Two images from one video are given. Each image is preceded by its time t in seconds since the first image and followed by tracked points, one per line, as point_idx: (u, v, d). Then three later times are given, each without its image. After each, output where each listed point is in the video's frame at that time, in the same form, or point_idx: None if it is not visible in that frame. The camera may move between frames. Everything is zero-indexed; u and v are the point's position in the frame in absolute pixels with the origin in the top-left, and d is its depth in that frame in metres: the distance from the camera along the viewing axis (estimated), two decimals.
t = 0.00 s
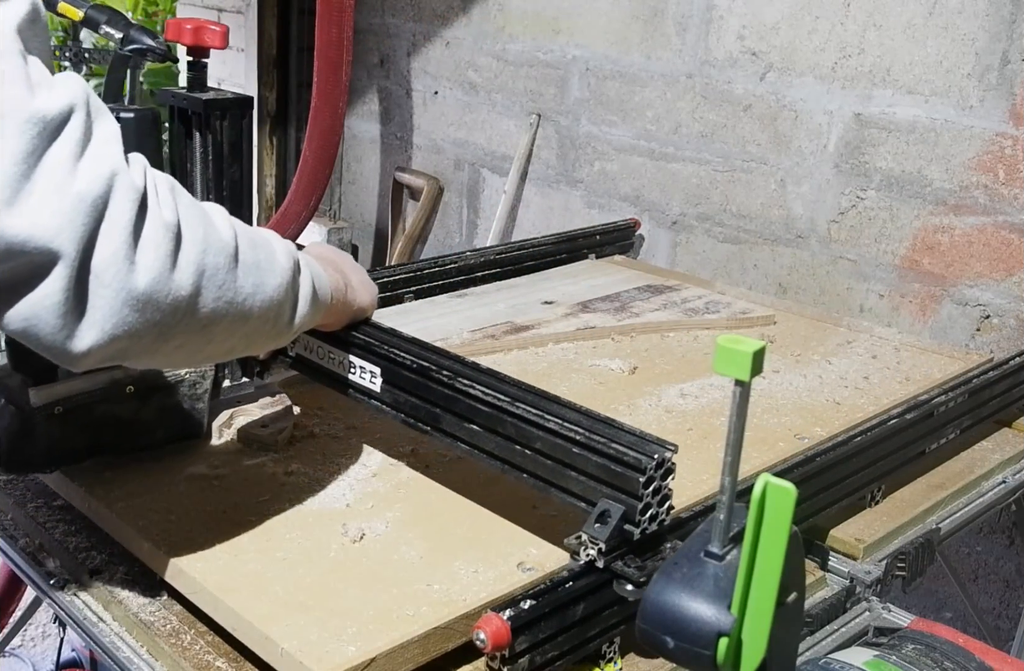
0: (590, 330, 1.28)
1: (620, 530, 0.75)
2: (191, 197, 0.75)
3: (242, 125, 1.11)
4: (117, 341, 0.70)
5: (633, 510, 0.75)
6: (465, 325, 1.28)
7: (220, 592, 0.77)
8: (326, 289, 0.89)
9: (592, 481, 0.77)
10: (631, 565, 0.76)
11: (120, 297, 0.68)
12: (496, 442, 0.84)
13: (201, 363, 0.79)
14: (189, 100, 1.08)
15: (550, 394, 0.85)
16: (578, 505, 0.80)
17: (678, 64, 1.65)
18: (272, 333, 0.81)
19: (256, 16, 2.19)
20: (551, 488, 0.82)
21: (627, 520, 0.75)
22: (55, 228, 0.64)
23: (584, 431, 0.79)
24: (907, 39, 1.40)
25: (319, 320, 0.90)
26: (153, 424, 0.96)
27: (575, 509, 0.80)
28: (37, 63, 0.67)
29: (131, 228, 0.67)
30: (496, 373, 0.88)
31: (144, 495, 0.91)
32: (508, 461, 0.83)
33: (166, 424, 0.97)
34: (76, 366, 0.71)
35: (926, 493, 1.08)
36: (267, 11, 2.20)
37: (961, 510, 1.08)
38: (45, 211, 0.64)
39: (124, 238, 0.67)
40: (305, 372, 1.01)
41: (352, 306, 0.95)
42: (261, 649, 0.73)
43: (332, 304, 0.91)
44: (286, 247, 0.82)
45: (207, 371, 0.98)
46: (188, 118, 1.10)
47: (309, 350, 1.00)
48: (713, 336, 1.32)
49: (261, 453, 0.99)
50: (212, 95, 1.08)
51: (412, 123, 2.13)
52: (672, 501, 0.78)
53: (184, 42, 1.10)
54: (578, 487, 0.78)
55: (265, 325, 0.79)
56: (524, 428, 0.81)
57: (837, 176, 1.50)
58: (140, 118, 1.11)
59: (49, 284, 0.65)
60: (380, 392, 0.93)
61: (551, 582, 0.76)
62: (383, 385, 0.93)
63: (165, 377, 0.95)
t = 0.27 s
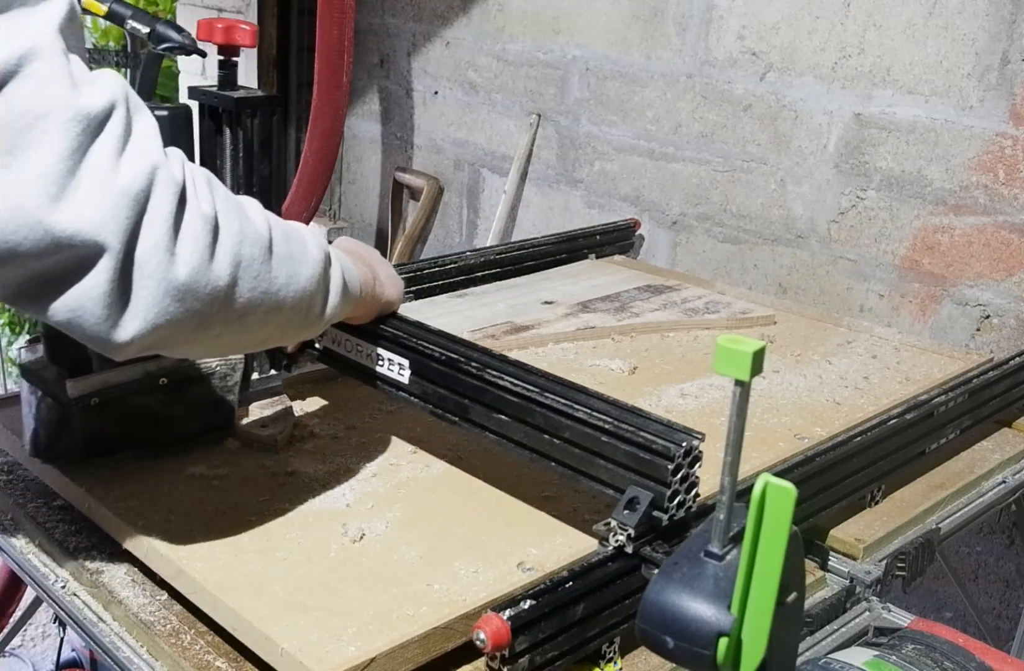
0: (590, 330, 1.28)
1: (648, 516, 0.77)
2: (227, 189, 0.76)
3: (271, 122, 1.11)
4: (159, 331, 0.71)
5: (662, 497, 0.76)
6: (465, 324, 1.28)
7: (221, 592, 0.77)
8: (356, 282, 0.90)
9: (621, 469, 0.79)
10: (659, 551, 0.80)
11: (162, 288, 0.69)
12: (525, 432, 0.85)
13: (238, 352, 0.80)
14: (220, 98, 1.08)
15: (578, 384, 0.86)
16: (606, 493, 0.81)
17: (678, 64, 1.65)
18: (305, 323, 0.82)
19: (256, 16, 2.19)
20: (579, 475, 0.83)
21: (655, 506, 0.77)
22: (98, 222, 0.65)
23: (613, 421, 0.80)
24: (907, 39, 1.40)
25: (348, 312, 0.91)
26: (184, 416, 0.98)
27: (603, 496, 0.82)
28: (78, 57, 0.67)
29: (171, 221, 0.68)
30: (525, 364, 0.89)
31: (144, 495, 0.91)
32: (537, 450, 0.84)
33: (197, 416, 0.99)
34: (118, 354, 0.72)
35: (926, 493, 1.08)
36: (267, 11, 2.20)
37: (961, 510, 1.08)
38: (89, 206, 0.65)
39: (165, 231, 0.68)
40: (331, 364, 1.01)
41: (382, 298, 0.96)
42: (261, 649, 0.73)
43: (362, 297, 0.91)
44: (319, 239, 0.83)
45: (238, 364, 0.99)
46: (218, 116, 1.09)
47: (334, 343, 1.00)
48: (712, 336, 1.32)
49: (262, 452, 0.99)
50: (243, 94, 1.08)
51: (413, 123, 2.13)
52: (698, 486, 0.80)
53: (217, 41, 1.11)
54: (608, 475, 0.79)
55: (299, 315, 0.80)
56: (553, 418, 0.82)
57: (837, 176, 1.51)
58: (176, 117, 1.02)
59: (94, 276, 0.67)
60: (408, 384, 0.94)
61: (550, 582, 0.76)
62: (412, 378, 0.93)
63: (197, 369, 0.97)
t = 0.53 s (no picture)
0: (590, 330, 1.28)
1: (687, 498, 0.77)
2: (277, 184, 0.77)
3: (312, 118, 1.09)
4: (215, 322, 0.72)
5: (700, 478, 0.77)
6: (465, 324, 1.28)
7: (221, 592, 0.77)
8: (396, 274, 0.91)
9: (659, 452, 0.79)
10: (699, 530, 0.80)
11: (220, 280, 0.70)
12: (563, 417, 0.86)
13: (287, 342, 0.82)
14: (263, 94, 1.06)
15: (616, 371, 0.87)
16: (645, 477, 0.81)
17: (678, 64, 1.65)
18: (351, 314, 0.83)
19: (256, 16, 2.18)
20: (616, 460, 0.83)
21: (694, 488, 0.77)
22: (160, 218, 0.67)
23: (651, 405, 0.81)
24: (907, 39, 1.40)
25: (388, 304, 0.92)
26: (230, 400, 1.01)
27: (641, 480, 0.82)
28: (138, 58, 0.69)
29: (228, 215, 0.70)
30: (563, 352, 0.90)
31: (145, 494, 0.91)
32: (573, 434, 0.85)
33: (241, 400, 1.02)
34: (176, 345, 0.74)
35: (926, 493, 1.08)
36: (268, 11, 2.20)
37: (961, 510, 1.08)
38: (152, 203, 0.67)
39: (222, 225, 0.70)
40: (371, 354, 1.03)
41: (418, 289, 0.96)
42: (261, 649, 0.73)
43: (400, 288, 0.92)
44: (363, 231, 0.84)
45: (278, 353, 1.02)
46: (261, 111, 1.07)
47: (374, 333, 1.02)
48: (712, 336, 1.32)
49: (262, 452, 0.99)
50: (285, 90, 1.06)
51: (413, 123, 2.13)
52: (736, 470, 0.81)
53: (262, 41, 1.06)
54: (647, 458, 0.80)
55: (346, 306, 0.81)
56: (591, 403, 0.83)
57: (837, 177, 1.50)
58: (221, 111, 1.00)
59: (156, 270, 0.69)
60: (447, 373, 0.95)
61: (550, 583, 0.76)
62: (450, 366, 0.94)
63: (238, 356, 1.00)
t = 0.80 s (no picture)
0: (590, 331, 1.28)
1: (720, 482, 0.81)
2: (322, 184, 0.80)
3: (349, 114, 1.13)
4: (267, 320, 0.75)
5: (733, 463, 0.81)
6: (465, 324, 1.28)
7: (222, 592, 0.77)
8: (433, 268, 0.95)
9: (694, 437, 0.84)
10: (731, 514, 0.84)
11: (274, 280, 0.73)
12: (599, 405, 0.90)
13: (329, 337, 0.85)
14: (299, 92, 1.11)
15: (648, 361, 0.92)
16: (678, 462, 0.86)
17: (678, 64, 1.65)
18: (390, 308, 0.86)
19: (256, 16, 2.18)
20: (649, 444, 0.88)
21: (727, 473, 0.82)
22: (219, 221, 0.70)
23: (685, 393, 0.85)
24: (907, 39, 1.40)
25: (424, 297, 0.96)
26: (269, 390, 1.03)
27: (675, 465, 0.87)
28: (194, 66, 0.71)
29: (281, 217, 0.73)
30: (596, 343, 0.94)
31: (145, 494, 0.91)
32: (607, 421, 0.90)
33: (278, 389, 1.04)
34: (229, 342, 0.76)
35: (926, 493, 1.08)
36: (267, 11, 2.20)
37: (961, 510, 1.08)
38: (212, 207, 0.69)
39: (276, 227, 0.73)
40: (404, 345, 1.07)
41: (453, 283, 1.01)
42: (261, 649, 0.73)
43: (437, 282, 0.97)
44: (401, 229, 0.87)
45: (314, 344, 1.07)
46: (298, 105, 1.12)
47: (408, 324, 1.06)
48: (712, 336, 1.32)
49: (262, 452, 0.99)
50: (322, 88, 1.11)
51: (413, 123, 2.13)
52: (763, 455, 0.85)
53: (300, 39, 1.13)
54: (681, 444, 0.85)
55: (387, 301, 0.85)
56: (627, 392, 0.88)
57: (837, 177, 1.51)
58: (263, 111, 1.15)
59: (213, 272, 0.71)
60: (482, 363, 0.99)
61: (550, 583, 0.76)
62: (485, 357, 0.99)
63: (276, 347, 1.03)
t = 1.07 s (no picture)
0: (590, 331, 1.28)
1: (754, 466, 0.83)
2: (368, 182, 0.84)
3: (385, 111, 1.15)
4: (319, 313, 0.79)
5: (766, 448, 0.82)
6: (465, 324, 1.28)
7: (222, 591, 0.77)
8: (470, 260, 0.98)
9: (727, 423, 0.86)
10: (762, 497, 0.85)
11: (326, 275, 0.77)
12: (631, 392, 0.92)
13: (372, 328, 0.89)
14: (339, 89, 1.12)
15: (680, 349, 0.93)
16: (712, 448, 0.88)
17: (678, 64, 1.65)
18: (430, 300, 0.90)
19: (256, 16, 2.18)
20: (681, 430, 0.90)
21: (761, 457, 0.83)
22: (277, 220, 0.73)
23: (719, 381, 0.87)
24: (907, 39, 1.40)
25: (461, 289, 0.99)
26: (303, 378, 1.08)
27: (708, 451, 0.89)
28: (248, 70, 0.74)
29: (333, 215, 0.77)
30: (629, 334, 0.96)
31: (145, 494, 0.90)
32: (639, 408, 0.92)
33: (312, 378, 1.10)
34: (281, 333, 0.80)
35: (927, 493, 1.08)
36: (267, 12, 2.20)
37: (961, 510, 1.08)
38: (270, 206, 0.73)
39: (329, 224, 0.76)
40: (438, 336, 1.11)
41: (486, 274, 1.04)
42: (261, 649, 0.73)
43: (473, 273, 1.00)
44: (439, 223, 0.91)
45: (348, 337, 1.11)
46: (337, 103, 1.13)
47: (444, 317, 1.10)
48: (712, 336, 1.32)
49: (261, 452, 0.99)
50: (361, 85, 1.12)
51: (413, 123, 2.13)
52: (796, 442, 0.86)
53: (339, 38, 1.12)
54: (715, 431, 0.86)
55: (428, 293, 0.89)
56: (660, 379, 0.90)
57: (837, 176, 1.51)
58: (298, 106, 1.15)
59: (269, 268, 0.75)
60: (515, 353, 1.02)
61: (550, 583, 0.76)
62: (518, 347, 1.02)
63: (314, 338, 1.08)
